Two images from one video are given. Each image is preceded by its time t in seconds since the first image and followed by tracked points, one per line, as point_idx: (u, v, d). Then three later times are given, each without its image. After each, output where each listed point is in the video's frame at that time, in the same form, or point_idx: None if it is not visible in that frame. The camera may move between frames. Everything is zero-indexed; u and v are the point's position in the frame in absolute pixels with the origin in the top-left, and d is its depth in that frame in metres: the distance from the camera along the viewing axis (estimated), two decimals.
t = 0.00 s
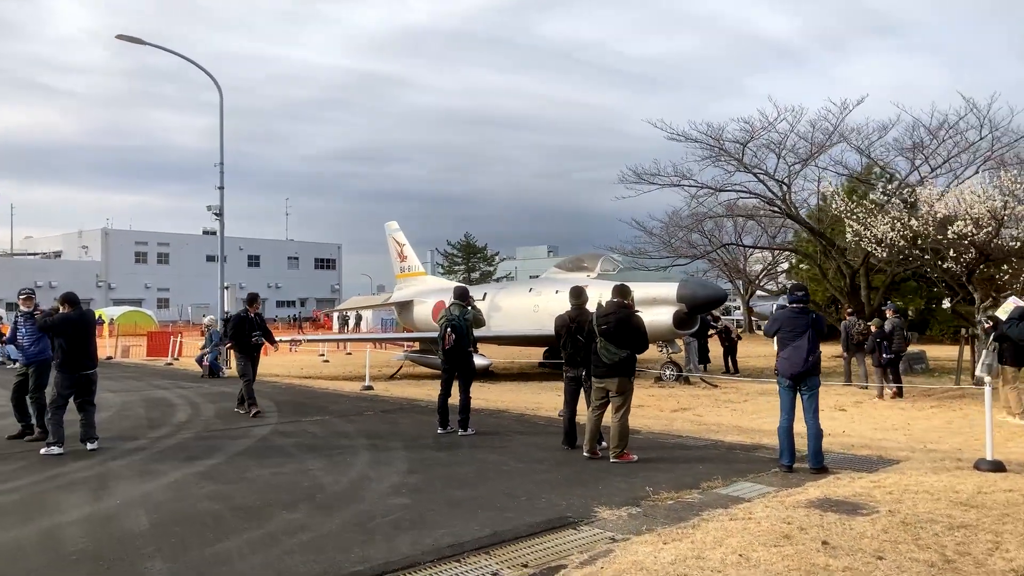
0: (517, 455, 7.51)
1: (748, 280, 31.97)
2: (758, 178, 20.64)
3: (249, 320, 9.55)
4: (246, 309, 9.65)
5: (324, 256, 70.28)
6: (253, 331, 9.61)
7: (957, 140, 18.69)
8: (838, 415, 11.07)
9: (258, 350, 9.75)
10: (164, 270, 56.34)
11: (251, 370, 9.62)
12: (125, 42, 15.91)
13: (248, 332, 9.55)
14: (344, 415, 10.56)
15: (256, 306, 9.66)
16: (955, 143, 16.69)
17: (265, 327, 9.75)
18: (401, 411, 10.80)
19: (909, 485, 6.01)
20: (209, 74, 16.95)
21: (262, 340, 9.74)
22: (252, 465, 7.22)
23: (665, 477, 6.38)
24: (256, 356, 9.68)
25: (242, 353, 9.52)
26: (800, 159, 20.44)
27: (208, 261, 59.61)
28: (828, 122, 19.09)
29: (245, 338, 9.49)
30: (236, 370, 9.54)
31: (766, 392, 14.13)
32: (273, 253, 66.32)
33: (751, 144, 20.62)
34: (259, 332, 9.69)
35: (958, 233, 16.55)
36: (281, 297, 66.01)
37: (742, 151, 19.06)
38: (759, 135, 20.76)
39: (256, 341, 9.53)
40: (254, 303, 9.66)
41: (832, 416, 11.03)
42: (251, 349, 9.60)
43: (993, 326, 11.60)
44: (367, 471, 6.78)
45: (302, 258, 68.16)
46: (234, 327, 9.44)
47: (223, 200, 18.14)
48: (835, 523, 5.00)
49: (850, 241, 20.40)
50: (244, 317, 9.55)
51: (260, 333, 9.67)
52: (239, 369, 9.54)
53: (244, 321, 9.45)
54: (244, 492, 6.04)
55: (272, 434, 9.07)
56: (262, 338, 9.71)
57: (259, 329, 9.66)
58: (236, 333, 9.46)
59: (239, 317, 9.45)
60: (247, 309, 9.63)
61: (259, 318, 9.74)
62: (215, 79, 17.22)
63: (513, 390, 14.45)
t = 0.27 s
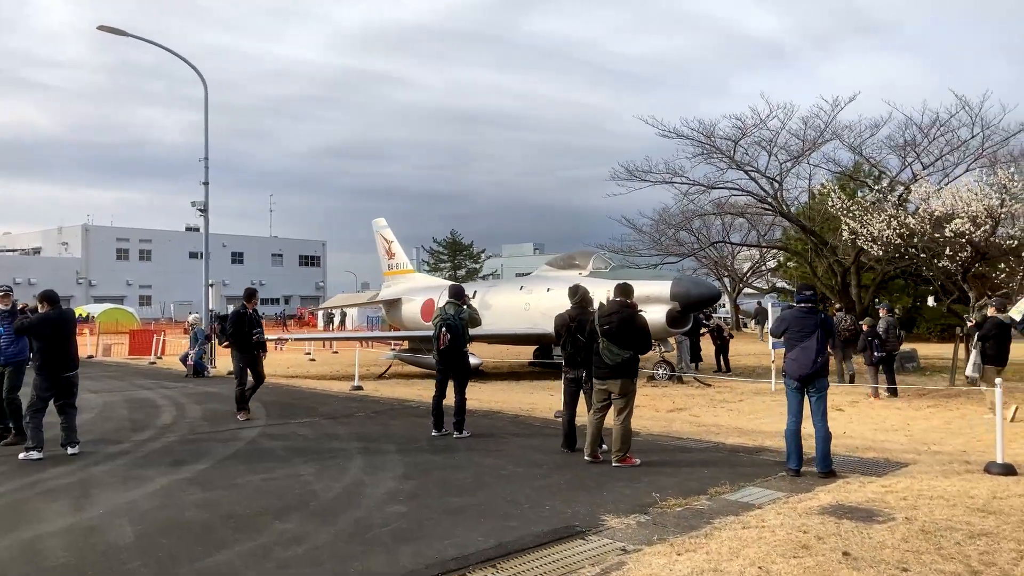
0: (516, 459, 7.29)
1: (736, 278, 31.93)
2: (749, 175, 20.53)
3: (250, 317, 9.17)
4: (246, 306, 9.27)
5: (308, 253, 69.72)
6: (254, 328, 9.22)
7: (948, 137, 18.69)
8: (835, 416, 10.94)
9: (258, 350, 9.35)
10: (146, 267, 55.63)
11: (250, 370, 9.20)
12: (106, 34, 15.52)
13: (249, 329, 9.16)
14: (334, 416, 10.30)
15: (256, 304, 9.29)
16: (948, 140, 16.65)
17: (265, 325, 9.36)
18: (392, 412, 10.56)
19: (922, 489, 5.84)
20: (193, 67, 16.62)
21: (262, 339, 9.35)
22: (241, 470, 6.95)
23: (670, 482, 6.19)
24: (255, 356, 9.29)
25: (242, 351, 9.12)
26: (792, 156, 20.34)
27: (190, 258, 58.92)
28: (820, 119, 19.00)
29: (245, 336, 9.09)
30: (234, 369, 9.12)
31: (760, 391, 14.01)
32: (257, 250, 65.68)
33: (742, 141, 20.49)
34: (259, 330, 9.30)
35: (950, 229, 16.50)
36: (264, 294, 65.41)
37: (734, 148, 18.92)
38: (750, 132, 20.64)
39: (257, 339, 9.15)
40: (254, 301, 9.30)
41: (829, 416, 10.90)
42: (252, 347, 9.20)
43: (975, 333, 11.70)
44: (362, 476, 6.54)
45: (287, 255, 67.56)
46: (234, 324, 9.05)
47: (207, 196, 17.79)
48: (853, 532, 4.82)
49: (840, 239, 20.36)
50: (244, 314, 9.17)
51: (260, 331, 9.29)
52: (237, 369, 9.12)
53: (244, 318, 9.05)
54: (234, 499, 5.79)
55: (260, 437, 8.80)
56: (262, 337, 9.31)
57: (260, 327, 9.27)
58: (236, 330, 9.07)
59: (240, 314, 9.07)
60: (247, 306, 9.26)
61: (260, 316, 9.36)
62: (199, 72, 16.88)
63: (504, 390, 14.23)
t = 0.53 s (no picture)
0: (496, 465, 7.10)
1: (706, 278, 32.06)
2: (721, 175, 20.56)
3: (232, 320, 8.81)
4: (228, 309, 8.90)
5: (275, 252, 68.77)
6: (236, 332, 8.85)
7: (915, 139, 18.92)
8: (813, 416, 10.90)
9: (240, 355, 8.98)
10: (108, 267, 54.42)
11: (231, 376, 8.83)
12: (66, 25, 15.04)
13: (231, 333, 8.79)
14: (306, 421, 10.01)
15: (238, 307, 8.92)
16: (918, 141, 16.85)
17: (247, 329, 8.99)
18: (366, 416, 10.30)
19: (911, 493, 5.77)
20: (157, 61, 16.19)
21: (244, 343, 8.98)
22: (211, 479, 6.67)
23: (656, 489, 6.05)
24: (237, 362, 8.91)
25: (223, 356, 8.74)
26: (764, 156, 20.42)
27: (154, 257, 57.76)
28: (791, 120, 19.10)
29: (227, 340, 8.72)
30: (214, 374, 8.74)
31: (735, 391, 13.99)
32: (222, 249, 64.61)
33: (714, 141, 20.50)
34: (242, 334, 8.93)
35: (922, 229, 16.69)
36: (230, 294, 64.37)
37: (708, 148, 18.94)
38: (722, 132, 20.66)
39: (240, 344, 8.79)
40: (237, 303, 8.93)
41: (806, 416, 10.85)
42: (234, 353, 8.83)
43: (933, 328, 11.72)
44: (338, 486, 6.30)
45: (253, 255, 66.55)
46: (216, 328, 8.67)
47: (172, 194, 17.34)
48: (847, 539, 4.71)
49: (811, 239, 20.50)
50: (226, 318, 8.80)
51: (243, 335, 8.92)
52: (218, 374, 8.75)
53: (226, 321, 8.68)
54: (204, 512, 5.51)
55: (230, 444, 8.51)
56: (244, 342, 8.95)
57: (242, 331, 8.91)
58: (218, 334, 8.70)
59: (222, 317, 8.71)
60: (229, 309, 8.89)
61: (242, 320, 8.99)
62: (163, 66, 16.44)
63: (478, 392, 14.02)
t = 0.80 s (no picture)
0: (480, 469, 6.92)
1: (683, 278, 32.13)
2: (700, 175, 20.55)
3: (219, 319, 8.52)
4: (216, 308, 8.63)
5: (248, 251, 67.92)
6: (224, 331, 8.56)
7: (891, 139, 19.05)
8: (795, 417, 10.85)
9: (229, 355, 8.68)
10: (76, 267, 53.37)
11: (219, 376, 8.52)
12: (32, 18, 14.62)
13: (218, 332, 8.50)
14: (283, 424, 9.75)
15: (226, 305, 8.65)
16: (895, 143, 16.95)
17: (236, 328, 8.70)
18: (345, 419, 10.07)
19: (904, 496, 5.69)
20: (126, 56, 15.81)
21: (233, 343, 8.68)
22: (184, 486, 6.41)
23: (646, 493, 5.91)
24: (225, 361, 8.60)
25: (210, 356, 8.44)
26: (742, 156, 20.43)
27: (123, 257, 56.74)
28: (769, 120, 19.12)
29: (214, 339, 8.43)
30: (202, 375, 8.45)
31: (716, 392, 13.94)
32: (194, 249, 63.65)
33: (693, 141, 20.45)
34: (230, 333, 8.64)
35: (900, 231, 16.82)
36: (202, 294, 63.45)
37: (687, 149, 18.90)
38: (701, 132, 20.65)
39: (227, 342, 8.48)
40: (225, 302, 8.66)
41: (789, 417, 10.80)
42: (221, 352, 8.53)
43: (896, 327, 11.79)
44: (319, 492, 6.09)
45: (226, 254, 65.63)
46: (202, 327, 8.39)
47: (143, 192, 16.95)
48: (844, 545, 4.60)
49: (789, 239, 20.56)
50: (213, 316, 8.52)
51: (231, 334, 8.62)
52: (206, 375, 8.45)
53: (211, 319, 8.40)
54: (178, 522, 5.28)
55: (204, 449, 8.23)
56: (233, 341, 8.65)
57: (230, 330, 8.61)
58: (204, 332, 8.41)
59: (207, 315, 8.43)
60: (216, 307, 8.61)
61: (231, 319, 8.71)
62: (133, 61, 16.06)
63: (458, 394, 13.82)
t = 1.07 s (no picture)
0: (484, 476, 6.77)
1: (679, 279, 32.04)
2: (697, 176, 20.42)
3: (227, 325, 8.22)
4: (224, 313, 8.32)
5: (240, 252, 67.54)
6: (232, 337, 8.25)
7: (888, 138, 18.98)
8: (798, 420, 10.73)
9: (239, 361, 8.42)
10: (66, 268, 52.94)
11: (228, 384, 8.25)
12: (21, 16, 14.40)
13: (226, 339, 8.20)
14: (279, 430, 9.57)
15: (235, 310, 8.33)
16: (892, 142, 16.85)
17: (245, 333, 8.39)
18: (342, 424, 9.90)
19: (919, 503, 5.56)
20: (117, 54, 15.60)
21: (243, 348, 8.37)
22: (180, 495, 6.23)
23: (655, 502, 5.77)
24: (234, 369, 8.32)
25: (218, 364, 8.17)
26: (740, 157, 20.32)
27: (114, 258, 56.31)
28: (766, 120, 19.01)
29: (221, 346, 8.14)
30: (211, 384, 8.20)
31: (716, 395, 13.82)
32: (185, 250, 63.24)
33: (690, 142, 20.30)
34: (239, 339, 8.33)
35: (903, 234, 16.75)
36: (194, 296, 63.05)
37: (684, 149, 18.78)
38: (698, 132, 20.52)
39: (235, 350, 8.18)
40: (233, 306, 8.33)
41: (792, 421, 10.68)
42: (229, 359, 8.23)
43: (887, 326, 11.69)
44: (319, 501, 5.93)
45: (218, 255, 65.23)
46: (209, 333, 8.11)
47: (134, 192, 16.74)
48: (864, 557, 4.47)
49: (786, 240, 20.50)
50: (221, 322, 8.21)
51: (240, 340, 8.32)
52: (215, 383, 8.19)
53: (219, 326, 8.11)
54: (175, 534, 5.11)
55: (199, 456, 8.05)
56: (242, 347, 8.36)
57: (238, 336, 8.31)
58: (211, 339, 8.12)
59: (214, 322, 8.12)
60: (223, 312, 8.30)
61: (240, 323, 8.39)
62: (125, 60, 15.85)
63: (455, 397, 13.65)
